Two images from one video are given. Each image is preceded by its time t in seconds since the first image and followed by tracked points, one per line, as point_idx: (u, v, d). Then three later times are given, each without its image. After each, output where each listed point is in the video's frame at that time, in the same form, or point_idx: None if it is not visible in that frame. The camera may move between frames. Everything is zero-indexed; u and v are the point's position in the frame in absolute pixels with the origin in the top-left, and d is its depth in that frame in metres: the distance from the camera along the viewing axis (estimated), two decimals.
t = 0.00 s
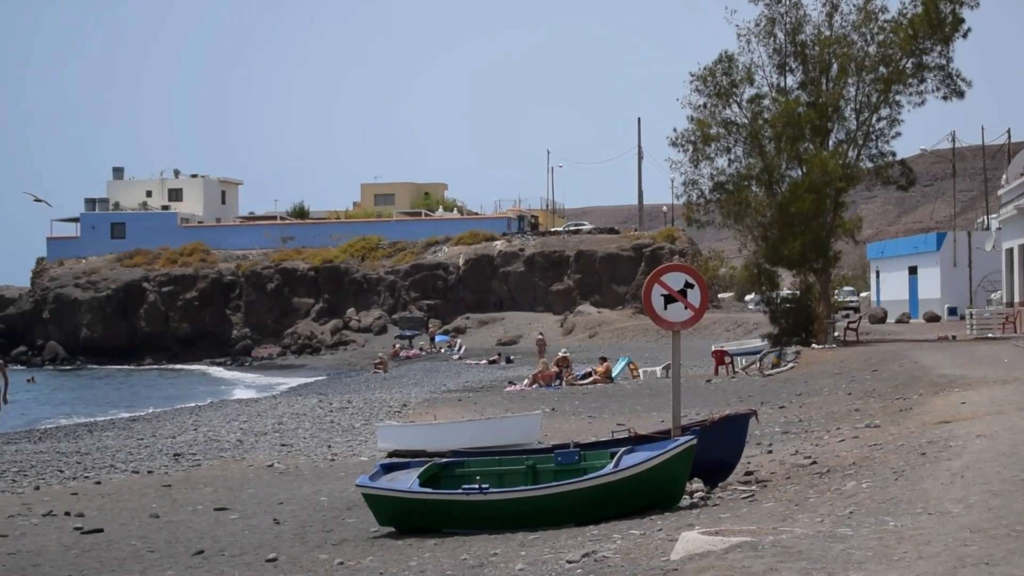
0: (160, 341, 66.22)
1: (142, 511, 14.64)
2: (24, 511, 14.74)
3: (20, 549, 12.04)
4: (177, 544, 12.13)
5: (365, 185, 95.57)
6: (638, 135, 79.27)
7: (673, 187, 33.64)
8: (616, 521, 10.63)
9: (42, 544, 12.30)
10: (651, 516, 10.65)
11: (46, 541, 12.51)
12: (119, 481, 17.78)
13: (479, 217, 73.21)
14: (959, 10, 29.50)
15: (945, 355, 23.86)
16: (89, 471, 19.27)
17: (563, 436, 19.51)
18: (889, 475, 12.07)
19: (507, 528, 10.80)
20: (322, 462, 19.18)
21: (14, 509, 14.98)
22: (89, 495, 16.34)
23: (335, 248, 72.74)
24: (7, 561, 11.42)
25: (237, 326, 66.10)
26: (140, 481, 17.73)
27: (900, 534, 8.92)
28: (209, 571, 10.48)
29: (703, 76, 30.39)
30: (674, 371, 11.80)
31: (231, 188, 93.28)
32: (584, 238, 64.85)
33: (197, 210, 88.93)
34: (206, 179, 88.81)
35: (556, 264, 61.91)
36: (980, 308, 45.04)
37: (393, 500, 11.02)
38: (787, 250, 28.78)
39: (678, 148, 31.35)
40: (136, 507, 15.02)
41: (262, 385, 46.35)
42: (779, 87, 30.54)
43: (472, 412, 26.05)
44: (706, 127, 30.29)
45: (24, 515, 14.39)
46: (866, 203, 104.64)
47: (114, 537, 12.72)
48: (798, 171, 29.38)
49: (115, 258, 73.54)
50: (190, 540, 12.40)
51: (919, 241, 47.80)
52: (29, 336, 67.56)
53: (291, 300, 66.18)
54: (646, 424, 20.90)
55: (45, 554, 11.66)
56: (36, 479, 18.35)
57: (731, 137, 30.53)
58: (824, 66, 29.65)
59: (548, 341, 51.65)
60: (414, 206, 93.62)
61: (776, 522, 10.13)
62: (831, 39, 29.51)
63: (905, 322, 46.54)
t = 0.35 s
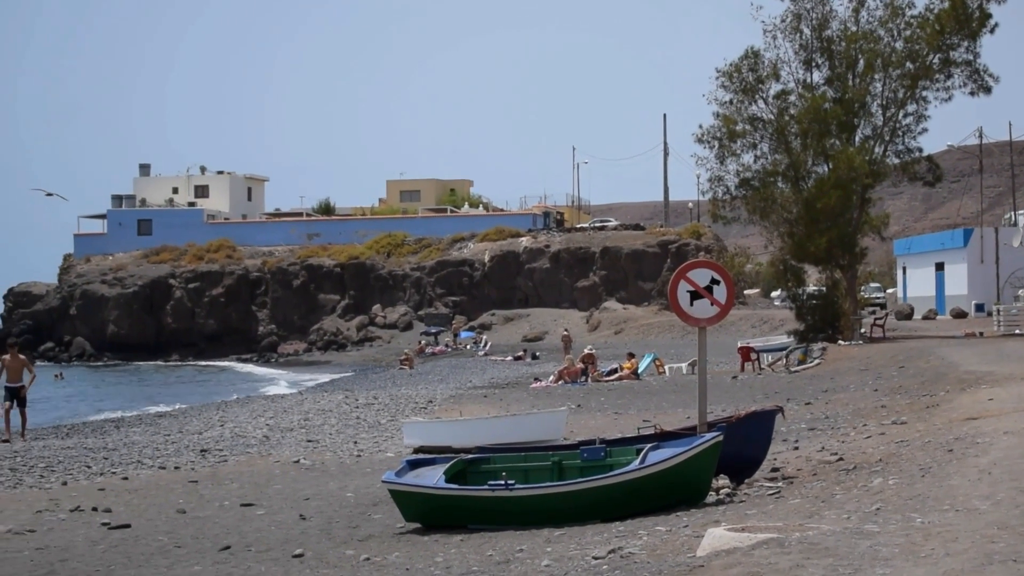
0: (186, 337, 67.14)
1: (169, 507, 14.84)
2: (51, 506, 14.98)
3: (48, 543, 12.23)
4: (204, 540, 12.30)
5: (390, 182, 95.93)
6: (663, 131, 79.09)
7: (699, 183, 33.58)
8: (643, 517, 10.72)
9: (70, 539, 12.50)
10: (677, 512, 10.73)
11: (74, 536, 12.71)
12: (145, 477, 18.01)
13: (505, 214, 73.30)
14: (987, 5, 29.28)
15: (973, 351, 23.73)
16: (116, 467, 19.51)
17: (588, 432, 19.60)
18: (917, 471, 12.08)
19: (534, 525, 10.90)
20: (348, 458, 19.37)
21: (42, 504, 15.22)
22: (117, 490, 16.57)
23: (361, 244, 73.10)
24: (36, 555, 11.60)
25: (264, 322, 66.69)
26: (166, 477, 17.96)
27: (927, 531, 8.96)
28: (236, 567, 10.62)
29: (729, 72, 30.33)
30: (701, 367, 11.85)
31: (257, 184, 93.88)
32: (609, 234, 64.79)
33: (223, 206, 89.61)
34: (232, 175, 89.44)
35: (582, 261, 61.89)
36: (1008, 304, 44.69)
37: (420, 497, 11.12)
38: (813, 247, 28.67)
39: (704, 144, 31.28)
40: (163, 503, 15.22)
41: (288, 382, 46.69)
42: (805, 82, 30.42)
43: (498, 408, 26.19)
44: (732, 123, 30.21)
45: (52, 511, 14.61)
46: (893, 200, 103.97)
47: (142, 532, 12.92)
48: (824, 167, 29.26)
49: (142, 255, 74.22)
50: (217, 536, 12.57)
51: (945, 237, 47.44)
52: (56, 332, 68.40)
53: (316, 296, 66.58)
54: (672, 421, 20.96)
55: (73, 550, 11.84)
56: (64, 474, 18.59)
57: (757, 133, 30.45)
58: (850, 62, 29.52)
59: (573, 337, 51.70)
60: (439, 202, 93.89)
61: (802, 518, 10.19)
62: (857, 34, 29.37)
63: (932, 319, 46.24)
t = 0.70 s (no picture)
0: (213, 333, 67.83)
1: (196, 503, 15.04)
2: (79, 502, 15.21)
3: (76, 539, 12.43)
4: (231, 536, 12.47)
5: (416, 178, 96.22)
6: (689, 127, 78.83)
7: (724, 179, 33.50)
8: (670, 513, 10.78)
9: (98, 535, 12.70)
10: (703, 509, 10.78)
11: (101, 532, 12.91)
12: (172, 473, 18.23)
13: (530, 210, 73.33)
14: None
15: (1001, 348, 23.55)
16: (143, 463, 19.75)
17: (614, 429, 19.66)
18: (944, 469, 12.05)
19: (560, 521, 10.98)
20: (374, 454, 19.53)
21: (69, 499, 15.46)
22: (144, 486, 16.79)
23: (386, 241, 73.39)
24: (64, 551, 11.80)
25: (290, 319, 67.17)
26: (193, 473, 18.17)
27: (955, 529, 8.95)
28: (263, 563, 10.77)
29: (755, 69, 30.26)
30: (727, 364, 11.87)
31: (283, 181, 94.42)
32: (635, 230, 64.69)
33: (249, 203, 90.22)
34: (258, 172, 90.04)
35: (607, 257, 61.82)
36: None
37: (446, 493, 11.21)
38: (840, 243, 28.53)
39: (730, 140, 31.20)
40: (190, 499, 15.42)
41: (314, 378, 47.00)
42: (831, 78, 30.28)
43: (524, 405, 26.30)
44: (757, 119, 30.12)
45: (80, 506, 14.84)
46: (920, 196, 103.26)
47: (169, 528, 13.09)
48: (851, 163, 29.10)
49: (169, 251, 74.85)
50: (243, 532, 12.74)
51: (972, 233, 46.98)
52: (84, 329, 69.16)
53: (342, 293, 66.93)
54: (697, 417, 20.97)
55: (101, 545, 12.03)
56: (91, 470, 18.84)
57: (783, 129, 30.32)
58: (877, 58, 29.35)
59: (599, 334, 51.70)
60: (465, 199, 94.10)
61: (829, 515, 10.20)
62: (884, 30, 29.19)
63: (960, 315, 45.90)
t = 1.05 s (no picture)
0: (239, 330, 68.42)
1: (223, 499, 15.25)
2: (106, 497, 15.47)
3: (103, 535, 12.66)
4: (258, 532, 12.65)
5: (441, 175, 96.49)
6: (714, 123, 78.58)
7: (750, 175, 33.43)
8: (695, 510, 10.88)
9: (125, 531, 12.92)
10: (729, 506, 10.87)
11: (129, 528, 13.14)
12: (199, 469, 18.48)
13: (555, 207, 73.35)
14: None
15: None
16: (169, 458, 20.04)
17: (640, 425, 19.74)
18: (972, 466, 12.06)
19: (584, 518, 11.09)
20: (400, 450, 19.71)
21: (96, 495, 15.72)
22: (170, 482, 17.05)
23: (412, 237, 73.67)
24: (92, 546, 12.02)
25: (315, 315, 67.62)
26: (220, 469, 18.42)
27: (982, 526, 8.99)
28: (289, 558, 10.94)
29: (781, 64, 30.20)
30: (753, 361, 11.94)
31: (309, 178, 94.95)
32: (660, 227, 64.57)
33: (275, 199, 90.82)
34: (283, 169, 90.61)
35: (633, 254, 61.77)
36: None
37: (470, 490, 11.34)
38: (866, 239, 28.42)
39: (755, 136, 31.16)
40: (217, 495, 15.64)
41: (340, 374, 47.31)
42: (858, 74, 30.16)
43: (549, 401, 26.41)
44: (783, 115, 30.04)
45: (107, 502, 15.10)
46: (946, 191, 102.47)
47: (196, 524, 13.32)
48: (877, 159, 28.98)
49: (195, 248, 75.54)
50: (270, 528, 12.93)
51: (999, 230, 46.53)
52: (110, 325, 69.88)
53: (367, 289, 67.29)
54: (723, 414, 20.99)
55: (127, 541, 12.25)
56: (118, 465, 19.12)
57: (809, 125, 30.23)
58: (904, 54, 29.20)
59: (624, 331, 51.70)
60: (490, 195, 94.27)
61: (856, 512, 10.26)
62: (910, 26, 29.03)
63: (988, 312, 45.56)
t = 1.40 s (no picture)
0: (264, 326, 68.96)
1: (248, 495, 15.49)
2: (132, 493, 15.75)
3: (130, 531, 12.91)
4: (283, 528, 12.85)
5: (466, 172, 96.72)
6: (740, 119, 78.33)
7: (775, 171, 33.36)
8: (720, 506, 10.98)
9: (152, 527, 13.17)
10: (754, 503, 10.97)
11: (155, 524, 13.39)
12: (224, 465, 18.75)
13: (580, 203, 73.36)
14: None
15: None
16: (195, 455, 20.32)
17: (665, 422, 19.84)
18: (998, 463, 12.08)
19: (610, 515, 11.22)
20: (425, 447, 19.90)
21: (122, 491, 16.01)
22: (195, 479, 17.32)
23: (437, 234, 73.92)
24: (118, 542, 12.27)
25: (340, 312, 68.04)
26: (245, 465, 18.68)
27: (1008, 523, 9.04)
28: (315, 554, 11.12)
29: (807, 61, 30.15)
30: (779, 358, 12.01)
31: (334, 174, 95.46)
32: (685, 223, 64.44)
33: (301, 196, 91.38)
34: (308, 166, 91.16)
35: (658, 250, 61.69)
36: None
37: (496, 487, 11.49)
38: (891, 236, 28.32)
39: (781, 132, 31.09)
40: (243, 491, 15.88)
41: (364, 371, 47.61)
42: (884, 71, 30.06)
43: (575, 398, 26.52)
44: (809, 111, 29.97)
45: (134, 498, 15.38)
46: (972, 187, 101.70)
47: (221, 520, 13.55)
48: (903, 155, 28.86)
49: (220, 245, 76.16)
50: (295, 524, 13.13)
51: None
52: (136, 322, 70.41)
53: (393, 286, 67.61)
54: (748, 411, 21.03)
55: (153, 537, 12.49)
56: (144, 462, 19.43)
57: (834, 121, 30.14)
58: (930, 50, 29.08)
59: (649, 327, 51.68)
60: (515, 192, 94.41)
61: (882, 509, 10.33)
62: (937, 21, 28.89)
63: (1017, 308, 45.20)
